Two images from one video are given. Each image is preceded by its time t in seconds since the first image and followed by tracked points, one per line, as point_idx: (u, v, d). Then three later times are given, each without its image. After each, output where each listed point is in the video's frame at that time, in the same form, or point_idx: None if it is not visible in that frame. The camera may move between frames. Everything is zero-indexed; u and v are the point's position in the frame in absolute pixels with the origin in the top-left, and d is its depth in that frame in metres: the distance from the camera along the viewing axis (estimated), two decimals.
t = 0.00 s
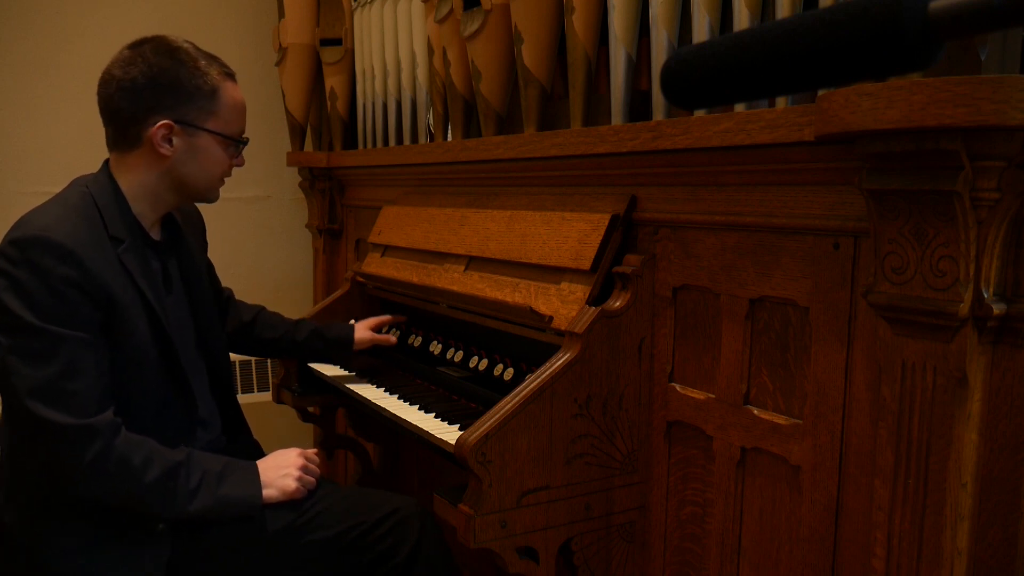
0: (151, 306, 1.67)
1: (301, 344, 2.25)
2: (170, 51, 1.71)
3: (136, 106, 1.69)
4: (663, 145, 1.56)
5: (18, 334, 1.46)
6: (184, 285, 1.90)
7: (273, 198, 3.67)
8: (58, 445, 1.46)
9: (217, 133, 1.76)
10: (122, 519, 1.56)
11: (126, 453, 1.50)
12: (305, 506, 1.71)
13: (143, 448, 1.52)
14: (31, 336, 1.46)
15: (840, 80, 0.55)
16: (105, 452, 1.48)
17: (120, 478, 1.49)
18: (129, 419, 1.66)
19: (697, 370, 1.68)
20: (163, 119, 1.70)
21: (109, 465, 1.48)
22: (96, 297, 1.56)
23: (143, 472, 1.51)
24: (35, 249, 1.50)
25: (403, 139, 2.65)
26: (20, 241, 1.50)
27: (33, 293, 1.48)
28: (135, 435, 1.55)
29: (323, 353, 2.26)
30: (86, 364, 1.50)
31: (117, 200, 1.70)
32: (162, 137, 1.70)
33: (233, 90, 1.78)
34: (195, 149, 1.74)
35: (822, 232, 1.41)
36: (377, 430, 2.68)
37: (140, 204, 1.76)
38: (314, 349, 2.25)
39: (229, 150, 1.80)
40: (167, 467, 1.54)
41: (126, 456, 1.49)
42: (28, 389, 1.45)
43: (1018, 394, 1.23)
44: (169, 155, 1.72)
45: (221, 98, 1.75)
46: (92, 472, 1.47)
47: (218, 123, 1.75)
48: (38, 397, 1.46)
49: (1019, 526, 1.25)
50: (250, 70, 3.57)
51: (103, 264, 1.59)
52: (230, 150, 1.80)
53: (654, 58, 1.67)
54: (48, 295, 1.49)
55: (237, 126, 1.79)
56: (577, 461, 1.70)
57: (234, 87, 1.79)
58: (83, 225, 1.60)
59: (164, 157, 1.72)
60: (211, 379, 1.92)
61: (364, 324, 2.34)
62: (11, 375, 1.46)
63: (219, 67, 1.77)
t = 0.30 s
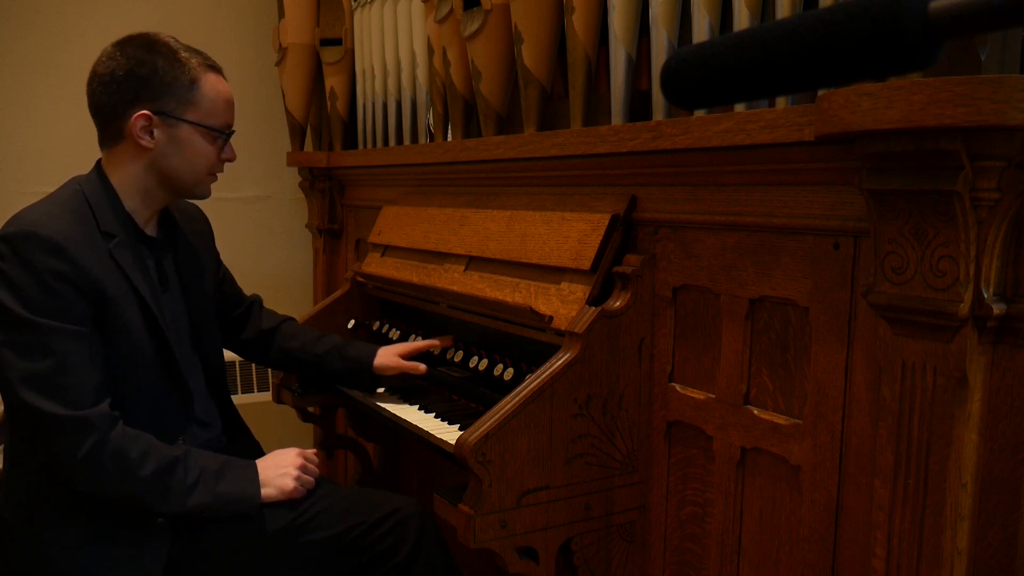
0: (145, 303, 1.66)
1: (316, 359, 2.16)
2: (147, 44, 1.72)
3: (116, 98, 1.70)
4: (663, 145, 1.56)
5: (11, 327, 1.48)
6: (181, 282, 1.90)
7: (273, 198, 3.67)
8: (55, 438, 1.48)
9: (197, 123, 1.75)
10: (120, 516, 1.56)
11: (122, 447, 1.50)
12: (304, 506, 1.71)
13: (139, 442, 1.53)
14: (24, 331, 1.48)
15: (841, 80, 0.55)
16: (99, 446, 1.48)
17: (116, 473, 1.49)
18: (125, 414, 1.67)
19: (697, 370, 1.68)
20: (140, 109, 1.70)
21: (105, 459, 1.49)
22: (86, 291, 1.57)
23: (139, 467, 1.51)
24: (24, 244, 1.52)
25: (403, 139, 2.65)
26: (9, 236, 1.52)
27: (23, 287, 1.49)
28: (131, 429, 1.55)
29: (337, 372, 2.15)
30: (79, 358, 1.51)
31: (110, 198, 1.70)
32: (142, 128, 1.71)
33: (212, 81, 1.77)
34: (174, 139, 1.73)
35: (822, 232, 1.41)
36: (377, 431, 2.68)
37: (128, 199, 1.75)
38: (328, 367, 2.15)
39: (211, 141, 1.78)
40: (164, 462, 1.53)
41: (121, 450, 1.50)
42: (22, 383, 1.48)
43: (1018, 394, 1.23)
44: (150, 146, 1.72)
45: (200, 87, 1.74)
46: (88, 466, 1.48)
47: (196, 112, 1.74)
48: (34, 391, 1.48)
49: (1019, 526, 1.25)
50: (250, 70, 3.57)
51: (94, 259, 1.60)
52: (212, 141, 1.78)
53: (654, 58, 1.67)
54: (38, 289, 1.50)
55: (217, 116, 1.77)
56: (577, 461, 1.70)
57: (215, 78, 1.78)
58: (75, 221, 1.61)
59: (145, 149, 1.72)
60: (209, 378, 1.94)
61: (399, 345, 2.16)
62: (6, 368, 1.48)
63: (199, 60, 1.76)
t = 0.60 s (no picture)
0: (141, 301, 1.66)
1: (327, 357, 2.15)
2: (138, 41, 1.72)
3: (107, 95, 1.71)
4: (663, 145, 1.56)
5: (8, 327, 1.49)
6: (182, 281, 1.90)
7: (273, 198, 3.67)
8: (54, 437, 1.48)
9: (187, 118, 1.74)
10: (119, 516, 1.56)
11: (119, 447, 1.50)
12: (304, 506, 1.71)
13: (137, 442, 1.53)
14: (21, 331, 1.48)
15: (841, 80, 0.55)
16: (96, 446, 1.48)
17: (114, 473, 1.50)
18: (124, 413, 1.67)
19: (697, 370, 1.68)
20: (131, 105, 1.70)
21: (103, 459, 1.49)
22: (81, 290, 1.57)
23: (136, 466, 1.51)
24: (18, 244, 1.52)
25: (403, 139, 2.65)
26: (3, 237, 1.52)
27: (18, 287, 1.50)
28: (130, 429, 1.55)
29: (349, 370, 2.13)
30: (74, 356, 1.51)
31: (106, 198, 1.71)
32: (133, 124, 1.71)
33: (203, 76, 1.76)
34: (165, 135, 1.73)
35: (822, 232, 1.41)
36: (377, 430, 2.68)
37: (122, 196, 1.76)
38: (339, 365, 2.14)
39: (203, 136, 1.76)
40: (161, 462, 1.53)
41: (119, 449, 1.50)
42: (19, 382, 1.48)
43: (1018, 394, 1.23)
44: (141, 142, 1.72)
45: (189, 83, 1.73)
46: (85, 466, 1.48)
47: (186, 108, 1.73)
48: (32, 390, 1.48)
49: (1019, 526, 1.25)
50: (250, 70, 3.57)
51: (89, 258, 1.60)
52: (203, 136, 1.77)
53: (654, 58, 1.67)
54: (33, 288, 1.51)
55: (208, 111, 1.76)
56: (577, 461, 1.70)
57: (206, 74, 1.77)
58: (71, 221, 1.61)
59: (137, 145, 1.72)
60: (210, 376, 1.94)
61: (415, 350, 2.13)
62: (4, 367, 1.49)
63: (190, 56, 1.75)
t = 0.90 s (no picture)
0: (143, 304, 1.66)
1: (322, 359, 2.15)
2: (157, 47, 1.71)
3: (125, 100, 1.69)
4: (663, 145, 1.56)
5: (9, 329, 1.48)
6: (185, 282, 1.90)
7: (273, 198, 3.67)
8: (55, 439, 1.48)
9: (206, 127, 1.76)
10: (119, 517, 1.56)
11: (120, 450, 1.50)
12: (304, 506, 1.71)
13: (138, 444, 1.53)
14: (21, 333, 1.48)
15: (841, 80, 0.55)
16: (97, 449, 1.48)
17: (115, 475, 1.50)
18: (125, 416, 1.67)
19: (697, 370, 1.68)
20: (152, 113, 1.70)
21: (104, 462, 1.49)
22: (83, 293, 1.57)
23: (137, 468, 1.51)
24: (20, 246, 1.52)
25: (403, 139, 2.65)
26: (5, 239, 1.52)
27: (19, 289, 1.49)
28: (131, 431, 1.55)
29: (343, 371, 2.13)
30: (75, 359, 1.51)
31: (109, 199, 1.71)
32: (152, 131, 1.71)
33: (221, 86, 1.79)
34: (185, 143, 1.74)
35: (822, 232, 1.41)
36: (377, 431, 2.68)
37: (133, 201, 1.75)
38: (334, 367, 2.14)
39: (218, 145, 1.80)
40: (162, 465, 1.53)
41: (120, 452, 1.50)
42: (20, 385, 1.48)
43: (1018, 394, 1.23)
44: (159, 149, 1.72)
45: (210, 92, 1.76)
46: (86, 468, 1.48)
47: (206, 117, 1.76)
48: (32, 393, 1.48)
49: (1019, 526, 1.25)
50: (250, 71, 3.57)
51: (91, 260, 1.60)
52: (219, 145, 1.80)
53: (654, 58, 1.67)
54: (35, 290, 1.50)
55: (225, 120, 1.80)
56: (577, 461, 1.70)
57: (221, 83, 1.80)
58: (73, 222, 1.61)
59: (154, 152, 1.73)
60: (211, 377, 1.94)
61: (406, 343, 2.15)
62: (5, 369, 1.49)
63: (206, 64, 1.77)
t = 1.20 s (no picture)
0: (147, 307, 1.67)
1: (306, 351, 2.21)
2: (171, 53, 1.71)
3: (138, 106, 1.69)
4: (663, 145, 1.56)
5: (13, 333, 1.48)
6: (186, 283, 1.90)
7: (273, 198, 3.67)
8: (57, 441, 1.48)
9: (217, 134, 1.77)
10: (119, 518, 1.56)
11: (123, 453, 1.50)
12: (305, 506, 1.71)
13: (140, 447, 1.53)
14: (25, 336, 1.48)
15: (841, 80, 0.55)
16: (100, 452, 1.48)
17: (117, 478, 1.50)
18: (128, 418, 1.67)
19: (697, 370, 1.68)
20: (165, 120, 1.70)
21: (107, 465, 1.49)
22: (87, 296, 1.57)
23: (140, 471, 1.51)
24: (25, 249, 1.51)
25: (403, 139, 2.65)
26: (11, 241, 1.51)
27: (24, 292, 1.49)
28: (133, 434, 1.55)
29: (329, 361, 2.21)
30: (80, 363, 1.51)
31: (114, 200, 1.71)
32: (164, 138, 1.71)
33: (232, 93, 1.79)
34: (195, 150, 1.75)
35: (822, 232, 1.41)
36: (377, 431, 2.68)
37: (141, 205, 1.76)
38: (318, 358, 2.21)
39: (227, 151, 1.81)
40: (164, 468, 1.54)
41: (122, 455, 1.50)
42: (23, 388, 1.48)
43: (1018, 394, 1.23)
44: (170, 156, 1.73)
45: (222, 100, 1.76)
46: (89, 470, 1.48)
47: (217, 124, 1.77)
48: (35, 396, 1.48)
49: (1019, 526, 1.25)
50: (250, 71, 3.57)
51: (95, 262, 1.60)
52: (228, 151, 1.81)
53: (654, 58, 1.67)
54: (39, 293, 1.50)
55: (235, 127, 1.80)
56: (577, 461, 1.70)
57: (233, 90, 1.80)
58: (78, 223, 1.61)
59: (165, 158, 1.73)
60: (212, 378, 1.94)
61: (372, 336, 2.30)
62: (8, 372, 1.48)
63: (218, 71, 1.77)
